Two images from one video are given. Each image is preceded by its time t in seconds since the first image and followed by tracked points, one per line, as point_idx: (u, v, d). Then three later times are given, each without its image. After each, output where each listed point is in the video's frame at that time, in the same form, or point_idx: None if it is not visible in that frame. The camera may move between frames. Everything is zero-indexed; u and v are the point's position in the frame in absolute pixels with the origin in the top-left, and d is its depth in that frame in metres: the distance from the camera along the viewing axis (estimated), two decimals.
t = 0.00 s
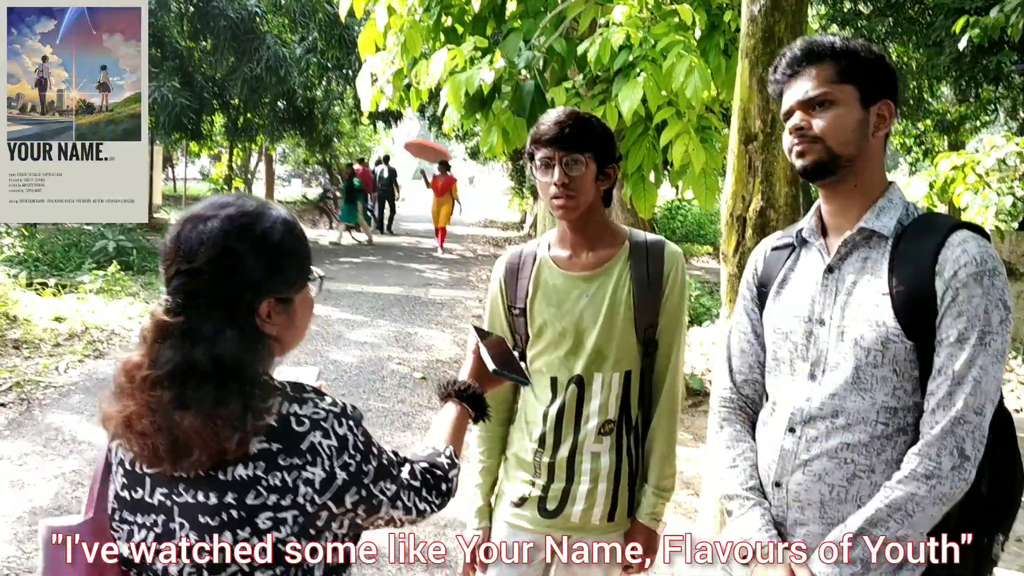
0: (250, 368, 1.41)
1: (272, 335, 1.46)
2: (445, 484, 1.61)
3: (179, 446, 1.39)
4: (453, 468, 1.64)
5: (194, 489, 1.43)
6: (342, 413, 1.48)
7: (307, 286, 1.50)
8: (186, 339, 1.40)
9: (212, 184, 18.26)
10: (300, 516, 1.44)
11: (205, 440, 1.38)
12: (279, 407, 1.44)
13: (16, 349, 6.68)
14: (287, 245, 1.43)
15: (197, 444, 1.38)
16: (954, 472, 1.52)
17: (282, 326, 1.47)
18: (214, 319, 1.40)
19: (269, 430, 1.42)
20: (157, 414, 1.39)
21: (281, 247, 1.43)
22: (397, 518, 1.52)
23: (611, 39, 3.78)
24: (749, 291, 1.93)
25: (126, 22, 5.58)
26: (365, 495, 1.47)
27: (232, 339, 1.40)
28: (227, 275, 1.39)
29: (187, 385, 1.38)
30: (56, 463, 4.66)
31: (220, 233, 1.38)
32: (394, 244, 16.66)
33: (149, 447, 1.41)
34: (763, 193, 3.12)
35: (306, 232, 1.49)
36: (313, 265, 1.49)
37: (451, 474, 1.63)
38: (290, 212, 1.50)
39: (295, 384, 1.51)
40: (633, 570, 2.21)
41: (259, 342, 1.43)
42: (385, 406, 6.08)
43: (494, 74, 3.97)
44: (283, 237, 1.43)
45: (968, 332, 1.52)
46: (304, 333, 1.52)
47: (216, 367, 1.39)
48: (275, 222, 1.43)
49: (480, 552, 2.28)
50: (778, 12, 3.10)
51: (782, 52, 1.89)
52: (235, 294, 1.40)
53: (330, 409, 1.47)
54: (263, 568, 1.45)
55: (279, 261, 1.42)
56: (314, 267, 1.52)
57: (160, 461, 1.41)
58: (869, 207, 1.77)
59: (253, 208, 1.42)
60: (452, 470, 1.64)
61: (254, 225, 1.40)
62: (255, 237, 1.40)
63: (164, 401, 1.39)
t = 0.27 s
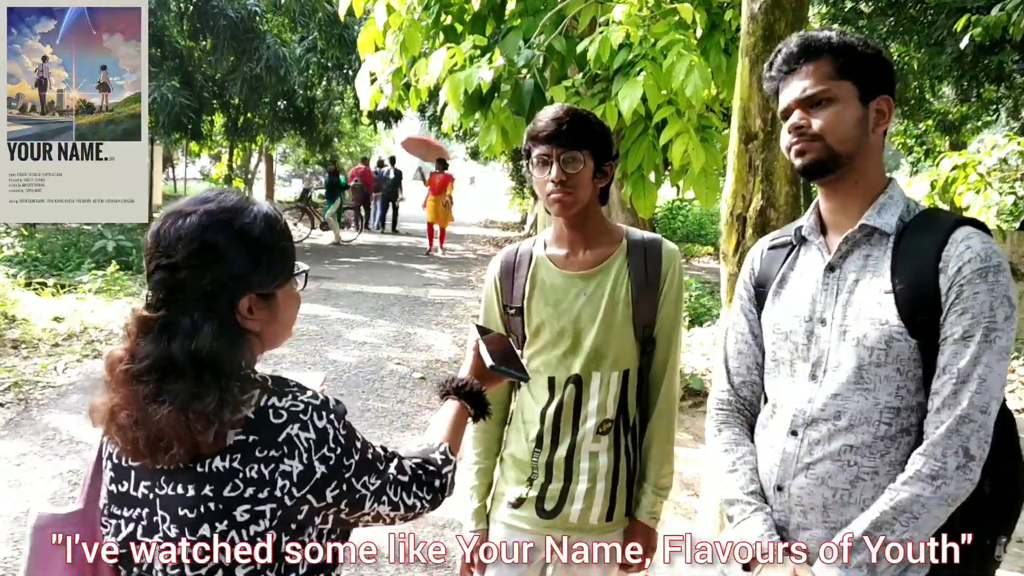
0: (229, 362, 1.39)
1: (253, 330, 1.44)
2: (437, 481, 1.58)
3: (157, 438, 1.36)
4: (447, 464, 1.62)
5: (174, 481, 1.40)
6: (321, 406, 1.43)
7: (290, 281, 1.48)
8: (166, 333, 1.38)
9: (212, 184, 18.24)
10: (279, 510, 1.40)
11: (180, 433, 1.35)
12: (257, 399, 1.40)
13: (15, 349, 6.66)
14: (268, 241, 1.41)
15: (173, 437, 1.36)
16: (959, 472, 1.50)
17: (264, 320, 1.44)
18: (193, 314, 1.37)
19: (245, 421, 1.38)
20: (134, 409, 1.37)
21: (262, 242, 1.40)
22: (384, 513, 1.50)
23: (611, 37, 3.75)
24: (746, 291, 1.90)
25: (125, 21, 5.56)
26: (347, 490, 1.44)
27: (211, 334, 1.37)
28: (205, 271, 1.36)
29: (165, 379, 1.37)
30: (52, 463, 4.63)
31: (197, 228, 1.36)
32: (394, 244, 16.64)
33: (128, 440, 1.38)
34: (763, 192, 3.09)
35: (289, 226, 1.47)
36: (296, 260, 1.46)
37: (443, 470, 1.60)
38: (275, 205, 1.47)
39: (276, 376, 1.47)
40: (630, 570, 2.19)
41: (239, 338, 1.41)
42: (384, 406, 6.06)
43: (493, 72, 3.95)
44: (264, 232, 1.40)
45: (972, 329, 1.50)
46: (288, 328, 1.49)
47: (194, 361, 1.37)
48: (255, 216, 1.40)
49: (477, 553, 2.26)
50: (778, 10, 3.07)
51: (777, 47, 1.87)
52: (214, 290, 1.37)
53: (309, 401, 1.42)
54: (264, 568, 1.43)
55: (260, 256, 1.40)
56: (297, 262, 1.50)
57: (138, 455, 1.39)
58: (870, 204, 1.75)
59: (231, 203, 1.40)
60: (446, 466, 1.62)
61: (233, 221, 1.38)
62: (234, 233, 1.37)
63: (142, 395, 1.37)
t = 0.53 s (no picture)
0: (207, 370, 1.42)
1: (234, 337, 1.47)
2: (430, 485, 1.63)
3: (136, 451, 1.41)
4: (439, 467, 1.66)
5: (156, 498, 1.43)
6: (306, 415, 1.48)
7: (269, 288, 1.51)
8: (144, 343, 1.42)
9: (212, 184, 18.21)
10: (264, 524, 1.43)
11: (159, 447, 1.39)
12: (236, 412, 1.44)
13: (12, 352, 6.64)
14: (243, 246, 1.44)
15: (152, 450, 1.40)
16: (964, 487, 1.47)
17: (244, 327, 1.48)
18: (170, 323, 1.41)
19: (226, 434, 1.42)
20: (111, 422, 1.42)
21: (239, 247, 1.44)
22: (374, 522, 1.54)
23: (610, 38, 3.73)
24: (749, 299, 1.89)
25: (124, 18, 4.27)
26: (335, 500, 1.48)
27: (188, 342, 1.41)
28: (179, 277, 1.40)
29: (141, 392, 1.41)
30: (48, 467, 4.61)
31: (173, 233, 1.40)
32: (395, 245, 16.61)
33: (109, 455, 1.43)
34: (763, 194, 3.07)
35: (265, 233, 1.50)
36: (274, 266, 1.50)
37: (436, 475, 1.64)
38: (253, 214, 1.51)
39: (259, 387, 1.51)
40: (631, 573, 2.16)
41: (216, 345, 1.44)
42: (382, 409, 6.04)
43: (491, 74, 3.92)
44: (240, 237, 1.44)
45: (976, 339, 1.47)
46: (267, 336, 1.53)
47: (170, 370, 1.40)
48: (231, 221, 1.44)
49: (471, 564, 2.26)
50: (778, 10, 3.05)
51: (778, 49, 1.84)
52: (190, 296, 1.41)
53: (292, 412, 1.47)
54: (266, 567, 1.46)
55: (237, 263, 1.43)
56: (276, 268, 1.53)
57: (120, 470, 1.43)
58: (872, 211, 1.73)
59: (207, 209, 1.44)
60: (439, 470, 1.65)
61: (208, 227, 1.42)
62: (209, 237, 1.41)
63: (119, 407, 1.41)
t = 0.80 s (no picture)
0: (172, 400, 1.37)
1: (200, 366, 1.43)
2: (409, 518, 1.57)
3: (94, 487, 1.34)
4: (419, 498, 1.61)
5: (117, 536, 1.38)
6: (276, 445, 1.42)
7: (238, 313, 1.47)
8: (105, 372, 1.36)
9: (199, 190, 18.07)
10: (230, 562, 1.38)
11: (119, 482, 1.33)
12: (201, 443, 1.38)
13: None
14: (211, 270, 1.39)
15: (112, 486, 1.34)
16: (968, 524, 1.42)
17: (212, 354, 1.44)
18: (133, 351, 1.35)
19: (190, 469, 1.36)
20: (69, 456, 1.36)
21: (206, 271, 1.38)
22: (349, 556, 1.49)
23: (599, 46, 3.68)
24: (751, 320, 1.84)
25: (126, 20, 3.97)
26: (306, 535, 1.43)
27: (151, 371, 1.35)
28: (144, 304, 1.34)
29: (103, 424, 1.35)
30: (26, 483, 4.51)
31: (137, 256, 1.34)
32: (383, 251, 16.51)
33: (67, 491, 1.37)
34: (755, 204, 3.01)
35: (236, 256, 1.45)
36: (243, 292, 1.46)
37: (417, 506, 1.59)
38: (224, 235, 1.45)
39: (226, 416, 1.45)
40: None
41: (182, 373, 1.39)
42: (369, 421, 5.95)
43: (479, 81, 3.85)
44: (209, 260, 1.39)
45: (980, 367, 1.42)
46: (238, 362, 1.49)
47: (131, 400, 1.35)
48: (199, 242, 1.39)
49: None
50: (769, 18, 2.99)
51: (776, 62, 1.79)
52: (154, 323, 1.35)
53: (260, 443, 1.41)
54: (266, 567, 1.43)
55: (204, 289, 1.38)
56: (245, 293, 1.48)
57: (79, 508, 1.37)
58: (874, 230, 1.67)
59: (173, 231, 1.38)
60: (419, 501, 1.60)
61: (174, 250, 1.36)
62: (174, 261, 1.36)
63: (79, 440, 1.35)
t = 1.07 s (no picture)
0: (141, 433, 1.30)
1: (175, 395, 1.37)
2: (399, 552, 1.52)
3: (57, 526, 1.28)
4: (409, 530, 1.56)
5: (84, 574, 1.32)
6: (254, 476, 1.35)
7: (212, 335, 1.41)
8: (68, 405, 1.29)
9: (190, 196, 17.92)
10: None
11: (82, 521, 1.27)
12: (174, 477, 1.31)
13: None
14: (179, 293, 1.33)
15: (77, 525, 1.28)
16: (984, 559, 1.37)
17: (187, 382, 1.38)
18: (98, 383, 1.29)
19: (162, 503, 1.30)
20: (32, 493, 1.29)
21: (173, 294, 1.32)
22: None
23: (593, 53, 3.61)
24: (756, 340, 1.78)
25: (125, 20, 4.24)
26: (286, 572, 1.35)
27: (118, 404, 1.29)
28: (108, 333, 1.28)
29: (65, 461, 1.28)
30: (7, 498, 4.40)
31: (96, 282, 1.28)
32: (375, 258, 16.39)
33: (30, 530, 1.31)
34: (752, 215, 2.93)
35: (206, 276, 1.39)
36: (215, 314, 1.40)
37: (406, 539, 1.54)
38: (195, 253, 1.40)
39: (203, 446, 1.38)
40: None
41: (152, 404, 1.33)
42: (359, 432, 5.84)
43: (471, 88, 3.77)
44: (175, 282, 1.33)
45: (997, 395, 1.37)
46: (212, 383, 1.43)
47: (95, 435, 1.28)
48: (165, 265, 1.33)
49: None
50: (767, 24, 2.91)
51: (783, 72, 1.74)
52: (122, 351, 1.29)
53: (236, 475, 1.34)
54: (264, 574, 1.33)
55: (172, 312, 1.32)
56: (219, 314, 1.42)
57: (44, 545, 1.31)
58: (886, 249, 1.62)
59: (136, 253, 1.32)
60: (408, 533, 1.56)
61: (137, 274, 1.30)
62: (139, 285, 1.29)
63: (42, 477, 1.29)
